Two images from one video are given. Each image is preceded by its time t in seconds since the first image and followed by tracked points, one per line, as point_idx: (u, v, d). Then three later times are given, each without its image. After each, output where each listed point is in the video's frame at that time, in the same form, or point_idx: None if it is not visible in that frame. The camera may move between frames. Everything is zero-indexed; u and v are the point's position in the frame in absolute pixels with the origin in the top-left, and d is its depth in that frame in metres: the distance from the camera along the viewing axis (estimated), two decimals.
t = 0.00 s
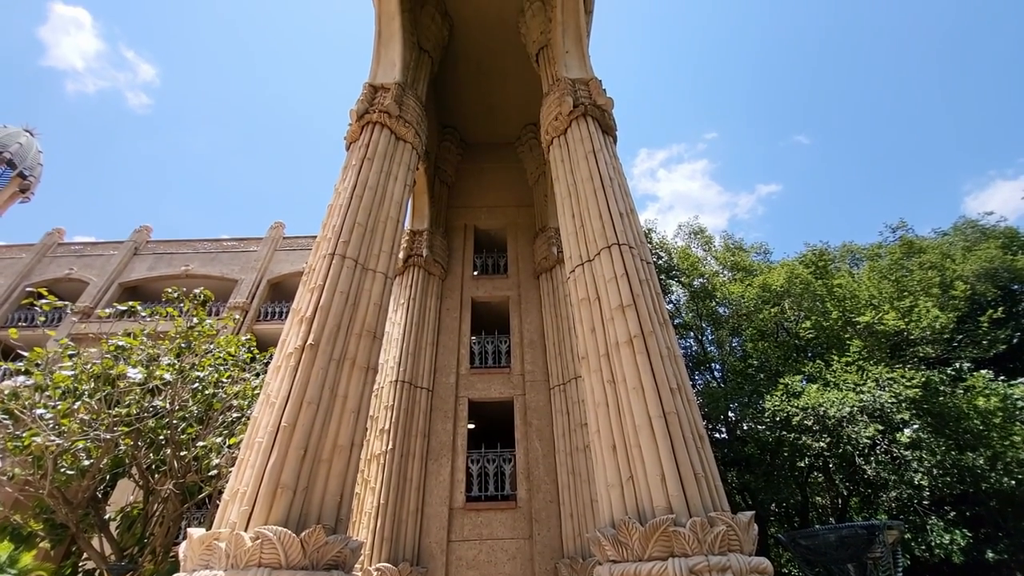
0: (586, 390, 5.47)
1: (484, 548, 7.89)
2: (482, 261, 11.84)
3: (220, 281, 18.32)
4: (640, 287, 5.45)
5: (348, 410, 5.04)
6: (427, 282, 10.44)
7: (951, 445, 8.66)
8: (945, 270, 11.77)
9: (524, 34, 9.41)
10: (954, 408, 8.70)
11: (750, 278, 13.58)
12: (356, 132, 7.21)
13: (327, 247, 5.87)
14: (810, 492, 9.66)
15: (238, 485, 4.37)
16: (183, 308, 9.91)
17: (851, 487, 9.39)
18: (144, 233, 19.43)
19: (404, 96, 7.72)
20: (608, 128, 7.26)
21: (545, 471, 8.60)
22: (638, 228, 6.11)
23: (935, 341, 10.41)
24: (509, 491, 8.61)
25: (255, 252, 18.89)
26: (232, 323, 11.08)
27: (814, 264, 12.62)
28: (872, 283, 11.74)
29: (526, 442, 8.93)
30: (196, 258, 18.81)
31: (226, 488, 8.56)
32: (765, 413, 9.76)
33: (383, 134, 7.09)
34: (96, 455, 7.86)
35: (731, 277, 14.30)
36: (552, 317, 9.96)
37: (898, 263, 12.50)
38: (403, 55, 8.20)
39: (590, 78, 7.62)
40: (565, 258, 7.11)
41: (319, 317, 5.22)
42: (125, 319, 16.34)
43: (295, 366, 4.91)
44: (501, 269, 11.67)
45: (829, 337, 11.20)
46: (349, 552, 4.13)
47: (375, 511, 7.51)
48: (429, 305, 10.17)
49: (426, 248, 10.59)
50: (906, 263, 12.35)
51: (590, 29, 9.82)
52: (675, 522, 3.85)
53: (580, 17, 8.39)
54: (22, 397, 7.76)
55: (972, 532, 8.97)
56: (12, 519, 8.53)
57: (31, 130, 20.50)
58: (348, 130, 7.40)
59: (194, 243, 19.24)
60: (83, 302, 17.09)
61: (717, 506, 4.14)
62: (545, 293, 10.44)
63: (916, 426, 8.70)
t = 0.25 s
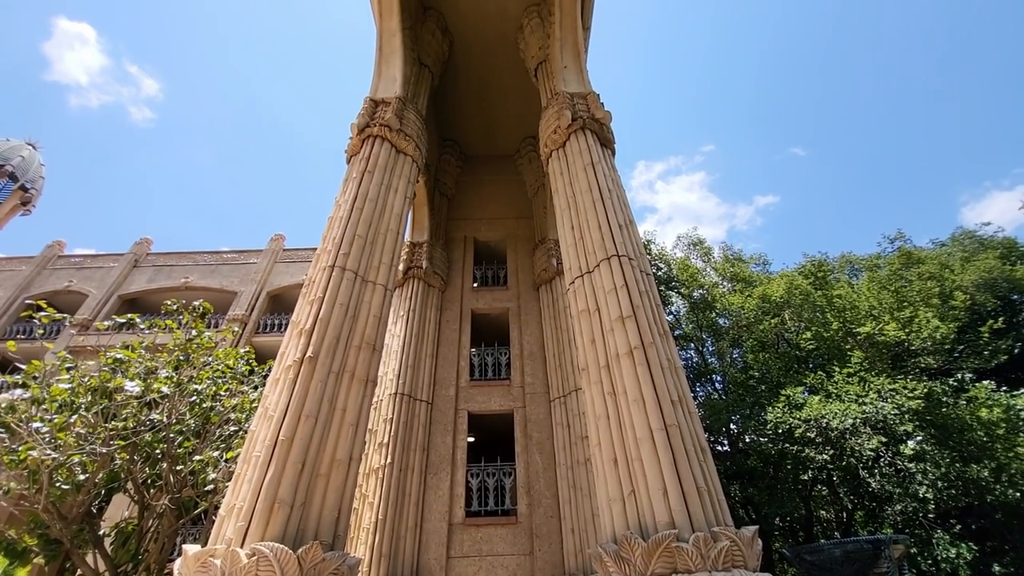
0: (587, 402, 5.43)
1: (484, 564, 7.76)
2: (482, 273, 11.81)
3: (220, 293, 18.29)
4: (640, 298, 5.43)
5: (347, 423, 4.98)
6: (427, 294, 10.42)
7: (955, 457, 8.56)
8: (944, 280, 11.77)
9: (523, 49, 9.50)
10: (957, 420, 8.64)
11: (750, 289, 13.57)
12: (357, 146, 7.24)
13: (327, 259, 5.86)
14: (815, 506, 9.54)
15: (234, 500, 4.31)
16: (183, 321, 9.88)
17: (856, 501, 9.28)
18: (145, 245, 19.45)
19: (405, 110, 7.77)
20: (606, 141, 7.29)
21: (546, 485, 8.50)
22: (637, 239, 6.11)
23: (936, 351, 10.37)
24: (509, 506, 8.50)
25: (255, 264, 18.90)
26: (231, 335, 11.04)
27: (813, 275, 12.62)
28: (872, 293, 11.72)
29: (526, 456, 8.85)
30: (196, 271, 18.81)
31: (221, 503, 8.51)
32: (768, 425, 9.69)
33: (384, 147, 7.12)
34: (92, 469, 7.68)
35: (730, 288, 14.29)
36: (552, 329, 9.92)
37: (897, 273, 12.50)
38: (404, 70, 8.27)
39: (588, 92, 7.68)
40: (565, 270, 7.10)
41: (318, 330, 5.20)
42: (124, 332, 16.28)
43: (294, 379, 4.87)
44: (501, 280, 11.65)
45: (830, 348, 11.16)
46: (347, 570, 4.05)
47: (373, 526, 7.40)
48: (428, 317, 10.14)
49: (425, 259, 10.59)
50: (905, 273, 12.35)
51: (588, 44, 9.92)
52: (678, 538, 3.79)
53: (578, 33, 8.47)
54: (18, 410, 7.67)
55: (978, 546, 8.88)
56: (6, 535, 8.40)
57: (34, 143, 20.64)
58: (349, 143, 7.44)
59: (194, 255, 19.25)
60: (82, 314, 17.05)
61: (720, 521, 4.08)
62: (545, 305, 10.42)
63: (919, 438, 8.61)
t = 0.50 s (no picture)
0: (587, 412, 5.39)
1: None
2: (482, 281, 11.81)
3: (220, 301, 18.28)
4: (640, 307, 5.42)
5: (346, 433, 4.94)
6: (427, 303, 10.41)
7: (959, 466, 8.51)
8: (944, 288, 11.75)
9: (522, 60, 9.57)
10: (961, 429, 8.63)
11: (750, 297, 13.56)
12: (358, 156, 7.27)
13: (328, 268, 5.85)
14: (819, 517, 9.44)
15: (232, 512, 4.26)
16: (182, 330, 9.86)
17: (860, 511, 9.19)
18: (146, 254, 19.47)
19: (406, 120, 7.81)
20: (605, 150, 7.31)
21: (546, 495, 8.43)
22: (637, 248, 6.10)
23: (938, 359, 10.33)
24: (510, 517, 8.42)
25: (255, 273, 18.91)
26: (231, 344, 11.01)
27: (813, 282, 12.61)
28: (872, 301, 11.70)
29: (527, 465, 8.78)
30: (197, 279, 18.81)
31: (219, 513, 8.58)
32: (770, 434, 9.63)
33: (385, 156, 7.15)
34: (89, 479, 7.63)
35: (731, 296, 14.28)
36: (553, 338, 9.90)
37: (897, 281, 12.49)
38: (405, 80, 8.33)
39: (587, 103, 7.72)
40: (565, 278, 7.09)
41: (318, 339, 5.18)
42: (123, 341, 16.24)
43: (294, 388, 4.85)
44: (501, 289, 11.64)
45: (831, 356, 11.13)
46: None
47: (372, 537, 7.31)
48: (428, 326, 10.12)
49: (425, 268, 10.59)
50: (905, 281, 12.34)
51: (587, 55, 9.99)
52: (681, 549, 3.75)
53: (577, 44, 8.53)
54: (16, 419, 7.59)
55: (983, 556, 8.75)
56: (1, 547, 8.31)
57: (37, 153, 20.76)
58: (351, 153, 7.47)
59: (195, 264, 19.27)
60: (82, 324, 17.02)
61: (723, 532, 4.02)
62: (545, 313, 10.40)
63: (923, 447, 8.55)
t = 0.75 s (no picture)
0: (588, 422, 5.34)
1: None
2: (482, 291, 11.80)
3: (221, 311, 18.26)
4: (641, 317, 5.40)
5: (345, 444, 4.90)
6: (427, 313, 10.40)
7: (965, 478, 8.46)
8: (945, 297, 11.73)
9: (523, 73, 9.64)
10: (965, 439, 8.53)
11: (751, 306, 13.53)
12: (359, 166, 7.29)
13: (328, 277, 5.85)
14: (824, 529, 9.33)
15: (229, 524, 4.22)
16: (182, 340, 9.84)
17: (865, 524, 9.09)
18: (147, 263, 19.50)
19: (407, 131, 7.85)
20: (605, 161, 7.33)
21: (547, 507, 8.34)
22: (637, 257, 6.09)
23: (940, 369, 10.27)
24: (510, 530, 8.31)
25: (256, 282, 18.91)
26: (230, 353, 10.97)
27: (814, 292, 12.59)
28: (874, 311, 11.66)
29: (527, 477, 8.71)
30: (197, 289, 18.81)
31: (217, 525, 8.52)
32: (772, 445, 9.56)
33: (386, 167, 7.17)
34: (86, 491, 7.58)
35: (731, 305, 14.24)
36: (553, 348, 9.86)
37: (898, 290, 12.47)
38: (407, 92, 8.39)
39: (587, 114, 7.75)
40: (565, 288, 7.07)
41: (317, 349, 5.15)
42: (123, 350, 16.20)
43: (293, 399, 4.82)
44: (502, 298, 11.62)
45: (833, 366, 11.07)
46: None
47: (370, 550, 7.21)
48: (429, 335, 10.09)
49: (426, 278, 10.59)
50: (906, 290, 12.31)
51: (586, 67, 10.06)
52: (683, 563, 3.70)
53: (576, 57, 8.59)
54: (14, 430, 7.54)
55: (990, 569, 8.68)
56: None
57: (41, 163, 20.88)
58: (352, 164, 7.50)
59: (196, 273, 19.28)
60: (82, 333, 16.99)
61: (725, 546, 3.96)
62: (546, 323, 10.37)
63: (928, 459, 8.49)
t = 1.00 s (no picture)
0: (588, 432, 5.30)
1: None
2: (482, 299, 11.78)
3: (220, 319, 18.23)
4: (640, 325, 5.38)
5: (343, 454, 4.85)
6: (427, 321, 10.37)
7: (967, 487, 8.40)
8: (946, 306, 11.70)
9: (523, 83, 9.70)
10: (967, 449, 8.47)
11: (751, 315, 13.51)
12: (360, 175, 7.31)
13: (328, 285, 5.84)
14: (827, 540, 9.24)
15: (226, 534, 4.18)
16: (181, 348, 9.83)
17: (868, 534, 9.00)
18: (148, 271, 19.51)
19: (408, 140, 7.88)
20: (605, 170, 7.34)
21: (547, 518, 8.27)
22: (637, 266, 6.09)
23: (942, 379, 10.22)
24: (509, 540, 8.22)
25: (256, 290, 18.90)
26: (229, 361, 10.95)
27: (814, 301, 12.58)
28: (874, 319, 11.64)
29: (527, 486, 8.64)
30: (197, 297, 18.80)
31: (213, 535, 8.45)
32: (774, 455, 9.52)
33: (387, 176, 7.19)
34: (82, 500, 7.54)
35: (732, 313, 14.22)
36: (553, 356, 9.83)
37: (898, 299, 12.45)
38: (408, 102, 8.43)
39: (587, 123, 7.79)
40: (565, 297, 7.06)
41: (316, 357, 5.13)
42: (122, 358, 16.16)
43: (292, 407, 4.79)
44: (502, 306, 11.60)
45: (834, 375, 11.02)
46: None
47: (368, 561, 7.12)
48: (428, 344, 10.06)
49: (426, 286, 10.58)
50: (906, 299, 12.29)
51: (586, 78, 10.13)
52: None
53: (576, 68, 8.65)
54: (12, 438, 7.48)
55: None
56: None
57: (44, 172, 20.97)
58: (353, 172, 7.51)
59: (197, 281, 19.28)
60: (81, 340, 16.95)
61: (727, 557, 3.91)
62: (546, 331, 10.34)
63: (930, 469, 8.40)
